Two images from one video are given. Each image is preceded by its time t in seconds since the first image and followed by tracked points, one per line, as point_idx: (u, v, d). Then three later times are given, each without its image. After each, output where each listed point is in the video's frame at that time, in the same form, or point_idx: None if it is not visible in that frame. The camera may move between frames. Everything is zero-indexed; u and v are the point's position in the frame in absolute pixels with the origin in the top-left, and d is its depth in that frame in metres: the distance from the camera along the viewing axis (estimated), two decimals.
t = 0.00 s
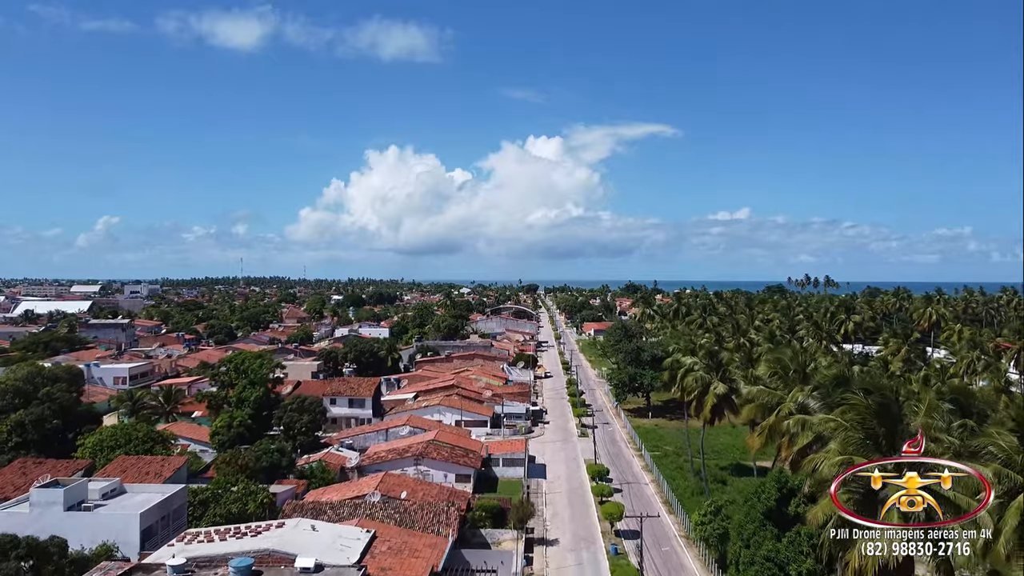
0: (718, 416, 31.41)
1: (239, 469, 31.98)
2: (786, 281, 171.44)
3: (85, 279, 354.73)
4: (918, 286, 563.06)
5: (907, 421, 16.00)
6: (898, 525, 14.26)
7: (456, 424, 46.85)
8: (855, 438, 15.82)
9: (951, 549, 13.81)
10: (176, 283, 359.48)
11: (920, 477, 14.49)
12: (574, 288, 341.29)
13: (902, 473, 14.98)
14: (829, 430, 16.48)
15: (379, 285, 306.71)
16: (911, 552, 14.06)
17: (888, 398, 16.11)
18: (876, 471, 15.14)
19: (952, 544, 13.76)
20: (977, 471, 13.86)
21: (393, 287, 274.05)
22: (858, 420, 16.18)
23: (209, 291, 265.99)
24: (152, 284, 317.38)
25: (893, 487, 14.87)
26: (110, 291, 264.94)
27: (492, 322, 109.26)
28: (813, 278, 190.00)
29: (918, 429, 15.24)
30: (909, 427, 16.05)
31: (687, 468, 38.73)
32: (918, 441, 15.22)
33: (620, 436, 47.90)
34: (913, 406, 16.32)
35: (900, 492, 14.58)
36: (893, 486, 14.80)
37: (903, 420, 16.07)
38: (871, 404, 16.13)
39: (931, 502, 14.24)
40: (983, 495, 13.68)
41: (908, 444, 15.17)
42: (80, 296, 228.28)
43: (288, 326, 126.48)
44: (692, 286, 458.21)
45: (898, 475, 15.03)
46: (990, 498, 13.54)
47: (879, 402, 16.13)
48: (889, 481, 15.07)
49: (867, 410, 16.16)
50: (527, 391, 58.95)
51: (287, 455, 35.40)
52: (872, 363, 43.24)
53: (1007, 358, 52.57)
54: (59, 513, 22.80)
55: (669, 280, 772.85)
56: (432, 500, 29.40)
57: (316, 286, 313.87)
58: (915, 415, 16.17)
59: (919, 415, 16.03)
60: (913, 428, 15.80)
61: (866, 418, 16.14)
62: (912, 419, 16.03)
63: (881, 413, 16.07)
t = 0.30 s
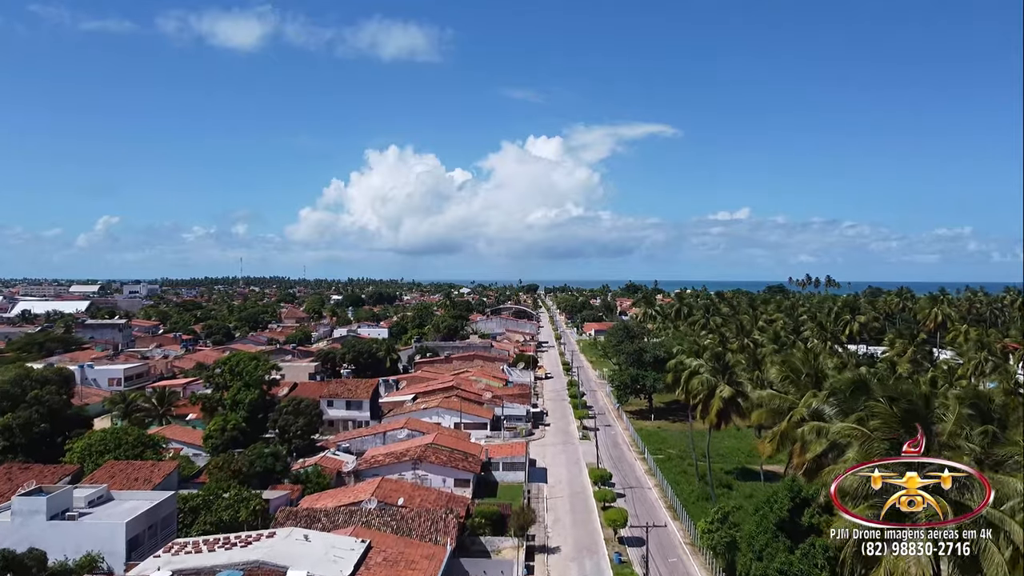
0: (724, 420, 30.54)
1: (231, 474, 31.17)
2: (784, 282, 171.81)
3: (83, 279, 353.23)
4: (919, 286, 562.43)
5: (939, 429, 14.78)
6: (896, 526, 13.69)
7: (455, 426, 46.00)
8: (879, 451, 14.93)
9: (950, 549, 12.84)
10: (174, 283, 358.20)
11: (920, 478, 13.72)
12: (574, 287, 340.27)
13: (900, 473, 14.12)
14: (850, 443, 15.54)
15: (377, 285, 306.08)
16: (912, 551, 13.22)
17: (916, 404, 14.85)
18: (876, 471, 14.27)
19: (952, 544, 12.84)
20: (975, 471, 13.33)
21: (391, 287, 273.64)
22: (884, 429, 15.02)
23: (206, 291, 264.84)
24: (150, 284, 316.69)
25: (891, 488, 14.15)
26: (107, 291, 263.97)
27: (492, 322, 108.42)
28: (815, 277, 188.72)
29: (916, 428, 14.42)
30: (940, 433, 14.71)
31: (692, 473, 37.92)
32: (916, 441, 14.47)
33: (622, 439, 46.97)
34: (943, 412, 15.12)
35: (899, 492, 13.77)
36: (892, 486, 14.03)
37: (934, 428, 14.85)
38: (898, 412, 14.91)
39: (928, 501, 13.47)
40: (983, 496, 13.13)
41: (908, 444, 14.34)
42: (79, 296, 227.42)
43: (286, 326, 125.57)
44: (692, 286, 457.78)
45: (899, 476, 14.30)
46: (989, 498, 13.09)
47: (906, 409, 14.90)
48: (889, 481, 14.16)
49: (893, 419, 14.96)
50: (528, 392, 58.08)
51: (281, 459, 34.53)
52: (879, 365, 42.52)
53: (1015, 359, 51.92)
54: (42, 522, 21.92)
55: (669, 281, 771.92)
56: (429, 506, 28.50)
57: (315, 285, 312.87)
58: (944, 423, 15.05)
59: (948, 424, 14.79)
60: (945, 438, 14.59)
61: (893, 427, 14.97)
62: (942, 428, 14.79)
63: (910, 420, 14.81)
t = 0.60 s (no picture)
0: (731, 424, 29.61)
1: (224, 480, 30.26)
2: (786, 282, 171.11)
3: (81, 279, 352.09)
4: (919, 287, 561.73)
5: (970, 440, 13.57)
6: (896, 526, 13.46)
7: (455, 429, 45.10)
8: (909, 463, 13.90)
9: (950, 549, 12.54)
10: (172, 283, 357.11)
11: (920, 477, 13.35)
12: (574, 288, 339.37)
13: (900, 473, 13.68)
14: (872, 454, 14.55)
15: (376, 284, 305.16)
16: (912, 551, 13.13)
17: (945, 412, 13.94)
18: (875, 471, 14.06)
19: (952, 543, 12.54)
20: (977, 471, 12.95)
21: (390, 287, 272.68)
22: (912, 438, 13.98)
23: (203, 291, 263.55)
24: (148, 284, 315.60)
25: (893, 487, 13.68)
26: (105, 291, 262.87)
27: (492, 322, 107.46)
28: (817, 277, 187.46)
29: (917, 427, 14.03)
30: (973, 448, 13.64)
31: (696, 477, 37.04)
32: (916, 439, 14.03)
33: (624, 442, 46.09)
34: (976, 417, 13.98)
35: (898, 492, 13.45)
36: (892, 486, 13.67)
37: (966, 439, 13.69)
38: (927, 422, 14.04)
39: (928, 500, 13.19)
40: (984, 494, 12.79)
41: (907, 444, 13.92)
42: (77, 296, 226.26)
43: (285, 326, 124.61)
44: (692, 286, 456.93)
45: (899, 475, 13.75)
46: (989, 497, 12.66)
47: (935, 418, 14.00)
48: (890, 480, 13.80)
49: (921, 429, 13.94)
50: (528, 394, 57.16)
51: (276, 463, 33.59)
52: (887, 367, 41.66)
53: None
54: (24, 531, 21.01)
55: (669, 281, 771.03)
56: (428, 514, 27.62)
57: (313, 285, 311.81)
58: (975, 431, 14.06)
59: (981, 432, 13.50)
60: (976, 449, 13.42)
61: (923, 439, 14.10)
62: (973, 438, 13.58)
63: (939, 431, 13.98)
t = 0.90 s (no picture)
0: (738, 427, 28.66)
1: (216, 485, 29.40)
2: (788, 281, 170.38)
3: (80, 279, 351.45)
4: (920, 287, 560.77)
5: (1009, 454, 11.92)
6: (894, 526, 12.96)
7: (454, 432, 44.24)
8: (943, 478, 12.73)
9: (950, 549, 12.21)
10: (172, 282, 356.40)
11: (920, 478, 12.67)
12: (574, 288, 338.74)
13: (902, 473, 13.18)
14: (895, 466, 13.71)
15: (376, 284, 304.42)
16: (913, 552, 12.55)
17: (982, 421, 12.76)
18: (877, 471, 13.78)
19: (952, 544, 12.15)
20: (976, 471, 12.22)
21: (390, 287, 271.94)
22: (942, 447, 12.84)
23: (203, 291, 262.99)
24: (147, 283, 314.86)
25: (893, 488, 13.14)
26: (104, 291, 262.36)
27: (493, 322, 106.62)
28: (818, 277, 187.25)
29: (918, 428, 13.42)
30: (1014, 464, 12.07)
31: (701, 482, 36.15)
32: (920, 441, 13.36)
33: (626, 445, 45.23)
34: (1016, 426, 12.36)
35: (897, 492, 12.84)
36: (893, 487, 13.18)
37: (1006, 450, 12.07)
38: (961, 434, 12.36)
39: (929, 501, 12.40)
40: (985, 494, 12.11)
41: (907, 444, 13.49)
42: (75, 296, 225.92)
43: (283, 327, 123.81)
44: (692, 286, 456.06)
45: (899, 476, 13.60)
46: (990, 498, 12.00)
47: (972, 429, 12.34)
48: (890, 481, 13.53)
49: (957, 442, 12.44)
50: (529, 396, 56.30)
51: (271, 468, 32.61)
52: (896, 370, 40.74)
53: None
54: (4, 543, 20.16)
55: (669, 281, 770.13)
56: (425, 521, 26.72)
57: (313, 285, 311.00)
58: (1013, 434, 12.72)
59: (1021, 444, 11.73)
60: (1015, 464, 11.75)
61: (959, 452, 12.45)
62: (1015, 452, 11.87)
63: (976, 443, 12.28)
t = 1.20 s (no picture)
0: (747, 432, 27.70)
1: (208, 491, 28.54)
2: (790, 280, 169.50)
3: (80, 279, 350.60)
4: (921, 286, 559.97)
5: None
6: (896, 526, 13.16)
7: (453, 435, 43.35)
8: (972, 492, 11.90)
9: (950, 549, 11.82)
10: (172, 282, 355.60)
11: (920, 477, 12.98)
12: (574, 288, 338.06)
13: (900, 472, 13.60)
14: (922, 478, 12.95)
15: (376, 284, 303.60)
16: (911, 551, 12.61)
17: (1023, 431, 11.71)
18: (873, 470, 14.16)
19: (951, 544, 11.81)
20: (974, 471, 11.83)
21: (390, 287, 270.98)
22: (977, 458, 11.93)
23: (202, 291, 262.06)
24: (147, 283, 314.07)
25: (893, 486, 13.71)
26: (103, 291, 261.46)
27: (493, 322, 105.72)
28: (820, 278, 186.59)
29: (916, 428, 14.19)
30: None
31: (706, 486, 35.31)
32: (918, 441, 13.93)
33: (629, 448, 44.39)
34: None
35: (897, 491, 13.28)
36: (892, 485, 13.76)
37: None
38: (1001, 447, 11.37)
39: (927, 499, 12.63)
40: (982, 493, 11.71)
41: (907, 443, 14.08)
42: (74, 296, 225.21)
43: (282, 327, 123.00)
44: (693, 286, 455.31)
45: (898, 476, 13.72)
46: (991, 498, 11.54)
47: (1012, 441, 11.24)
48: (890, 481, 13.91)
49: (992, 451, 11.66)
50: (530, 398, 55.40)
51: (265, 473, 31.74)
52: (905, 372, 39.88)
53: None
54: None
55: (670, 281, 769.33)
56: (423, 529, 25.84)
57: (313, 285, 310.28)
58: None
59: None
60: None
61: (998, 467, 11.50)
62: None
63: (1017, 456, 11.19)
